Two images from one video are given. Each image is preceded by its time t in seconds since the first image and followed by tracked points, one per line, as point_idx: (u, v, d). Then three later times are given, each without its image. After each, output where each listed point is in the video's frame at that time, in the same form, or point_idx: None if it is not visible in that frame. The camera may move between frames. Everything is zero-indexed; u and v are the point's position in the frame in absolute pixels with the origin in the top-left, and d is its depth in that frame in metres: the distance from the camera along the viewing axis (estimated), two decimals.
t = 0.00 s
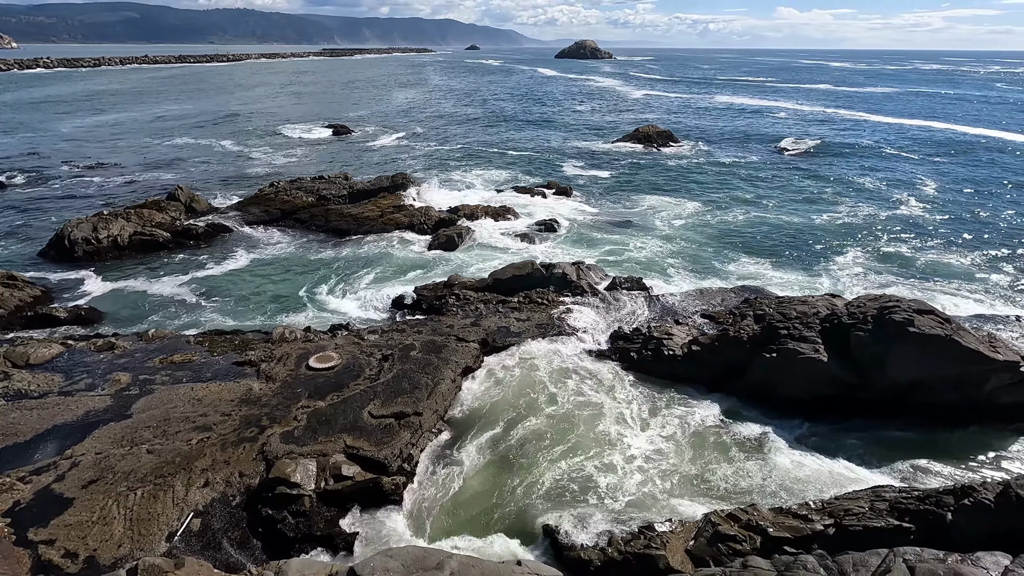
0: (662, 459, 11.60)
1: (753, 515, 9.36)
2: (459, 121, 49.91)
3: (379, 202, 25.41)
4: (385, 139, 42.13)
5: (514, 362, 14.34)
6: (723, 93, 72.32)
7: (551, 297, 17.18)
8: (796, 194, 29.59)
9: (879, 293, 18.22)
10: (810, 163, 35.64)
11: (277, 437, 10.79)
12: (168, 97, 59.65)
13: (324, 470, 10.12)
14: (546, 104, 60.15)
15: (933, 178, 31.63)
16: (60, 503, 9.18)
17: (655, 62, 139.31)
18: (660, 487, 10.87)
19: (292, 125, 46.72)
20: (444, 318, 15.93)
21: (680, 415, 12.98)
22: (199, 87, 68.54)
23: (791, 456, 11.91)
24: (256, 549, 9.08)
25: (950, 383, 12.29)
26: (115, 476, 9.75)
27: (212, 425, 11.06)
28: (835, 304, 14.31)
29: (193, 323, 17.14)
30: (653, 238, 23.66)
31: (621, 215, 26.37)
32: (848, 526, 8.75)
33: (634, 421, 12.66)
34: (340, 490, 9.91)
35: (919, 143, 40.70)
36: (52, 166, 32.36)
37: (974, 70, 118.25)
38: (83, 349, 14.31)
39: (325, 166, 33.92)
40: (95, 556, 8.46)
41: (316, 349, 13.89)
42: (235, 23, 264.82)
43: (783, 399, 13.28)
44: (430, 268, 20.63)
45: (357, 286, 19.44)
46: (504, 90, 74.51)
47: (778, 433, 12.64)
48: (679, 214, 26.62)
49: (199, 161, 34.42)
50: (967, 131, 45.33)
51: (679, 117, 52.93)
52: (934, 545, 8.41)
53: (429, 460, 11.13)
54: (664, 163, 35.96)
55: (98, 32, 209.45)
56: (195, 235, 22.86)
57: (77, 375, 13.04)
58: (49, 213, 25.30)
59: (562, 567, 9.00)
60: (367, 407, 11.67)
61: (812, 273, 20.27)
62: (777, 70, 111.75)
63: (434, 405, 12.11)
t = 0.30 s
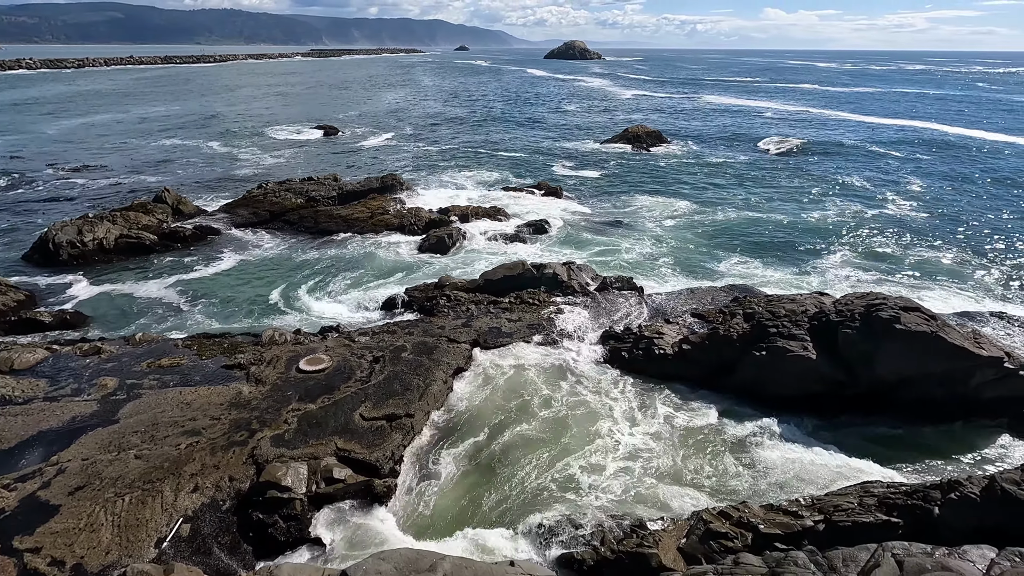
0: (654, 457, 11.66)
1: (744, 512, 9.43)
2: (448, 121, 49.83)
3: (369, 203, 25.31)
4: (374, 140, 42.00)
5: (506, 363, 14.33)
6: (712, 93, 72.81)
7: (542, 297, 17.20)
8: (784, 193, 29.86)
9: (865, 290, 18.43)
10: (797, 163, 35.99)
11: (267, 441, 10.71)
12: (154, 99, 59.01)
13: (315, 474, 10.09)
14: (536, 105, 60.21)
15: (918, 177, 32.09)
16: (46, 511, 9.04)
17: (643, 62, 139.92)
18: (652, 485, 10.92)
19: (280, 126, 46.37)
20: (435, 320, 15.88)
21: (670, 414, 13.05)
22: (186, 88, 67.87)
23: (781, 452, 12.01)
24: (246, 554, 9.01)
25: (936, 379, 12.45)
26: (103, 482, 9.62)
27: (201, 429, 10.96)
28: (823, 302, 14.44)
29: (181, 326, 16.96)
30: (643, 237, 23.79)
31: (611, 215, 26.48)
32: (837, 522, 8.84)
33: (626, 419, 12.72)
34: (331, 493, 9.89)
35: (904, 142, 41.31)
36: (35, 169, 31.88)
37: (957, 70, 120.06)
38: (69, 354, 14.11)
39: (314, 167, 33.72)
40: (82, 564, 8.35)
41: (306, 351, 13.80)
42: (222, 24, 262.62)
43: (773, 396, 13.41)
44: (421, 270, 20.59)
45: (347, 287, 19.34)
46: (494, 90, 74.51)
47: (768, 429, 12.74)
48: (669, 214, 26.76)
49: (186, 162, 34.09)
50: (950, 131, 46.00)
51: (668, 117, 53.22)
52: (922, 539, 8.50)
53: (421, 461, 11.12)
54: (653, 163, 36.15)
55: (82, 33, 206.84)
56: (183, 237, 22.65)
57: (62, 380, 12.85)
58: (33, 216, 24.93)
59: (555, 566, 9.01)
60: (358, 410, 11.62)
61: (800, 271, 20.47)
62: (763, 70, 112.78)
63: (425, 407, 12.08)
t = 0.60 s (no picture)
0: (646, 455, 11.70)
1: (737, 509, 9.49)
2: (440, 121, 49.72)
3: (360, 204, 25.21)
4: (365, 140, 41.83)
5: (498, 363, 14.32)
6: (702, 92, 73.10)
7: (535, 297, 17.18)
8: (773, 192, 30.06)
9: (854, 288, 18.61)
10: (787, 162, 36.24)
11: (259, 443, 10.64)
12: (142, 99, 58.44)
13: (308, 476, 10.08)
14: (527, 105, 60.21)
15: (907, 175, 32.44)
16: (34, 516, 8.92)
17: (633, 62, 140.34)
18: (646, 483, 10.97)
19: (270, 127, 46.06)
20: (428, 320, 15.83)
21: (664, 413, 13.09)
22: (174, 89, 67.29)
23: (772, 449, 12.10)
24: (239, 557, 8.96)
25: (923, 374, 12.58)
26: (92, 487, 9.51)
27: (192, 432, 10.86)
28: (813, 300, 14.53)
29: (170, 328, 16.79)
30: (635, 237, 23.89)
31: (603, 215, 26.54)
32: (829, 518, 8.91)
33: (619, 418, 12.77)
34: (324, 495, 9.89)
35: (892, 141, 41.75)
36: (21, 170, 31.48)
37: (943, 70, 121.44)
38: (56, 358, 13.92)
39: (305, 168, 33.53)
40: (72, 570, 8.26)
41: (298, 353, 13.72)
42: (210, 24, 260.58)
43: (764, 392, 13.54)
44: (413, 270, 20.56)
45: (339, 288, 19.24)
46: (485, 90, 74.43)
47: (760, 426, 12.84)
48: (661, 214, 26.85)
49: (175, 163, 33.77)
50: (937, 130, 46.48)
51: (659, 117, 53.41)
52: (911, 534, 8.61)
53: (414, 462, 11.12)
54: (644, 163, 36.26)
55: (68, 32, 204.55)
56: (172, 239, 22.44)
57: (50, 384, 12.68)
58: (19, 218, 24.61)
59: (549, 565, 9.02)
60: (351, 411, 11.57)
61: (790, 269, 20.62)
62: (752, 70, 113.46)
63: (418, 407, 12.05)
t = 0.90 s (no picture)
0: (641, 454, 11.73)
1: (731, 507, 9.54)
2: (432, 121, 49.62)
3: (353, 204, 25.15)
4: (358, 140, 41.68)
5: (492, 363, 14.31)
6: (694, 92, 73.34)
7: (528, 297, 17.18)
8: (764, 191, 30.21)
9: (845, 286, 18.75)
10: (779, 161, 36.42)
11: (252, 445, 10.60)
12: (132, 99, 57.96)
13: (302, 477, 10.07)
14: (520, 105, 60.22)
15: (898, 174, 32.68)
16: (24, 521, 8.82)
17: (625, 62, 140.58)
18: (639, 482, 11.00)
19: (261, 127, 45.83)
20: (422, 321, 15.80)
21: (658, 411, 13.13)
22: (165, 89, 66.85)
23: (765, 446, 12.17)
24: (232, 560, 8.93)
25: (915, 371, 12.69)
26: (82, 491, 9.43)
27: (184, 434, 10.80)
28: (805, 298, 14.59)
29: (161, 330, 16.65)
30: (629, 237, 23.92)
31: (596, 215, 26.59)
32: (822, 514, 8.97)
33: (613, 417, 12.81)
34: (318, 496, 9.90)
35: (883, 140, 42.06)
36: (8, 171, 31.14)
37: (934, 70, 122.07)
38: (46, 361, 13.78)
39: (297, 168, 33.38)
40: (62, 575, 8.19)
41: (290, 354, 13.65)
42: (200, 23, 259.03)
43: (757, 389, 13.68)
44: (407, 271, 20.58)
45: (332, 288, 19.18)
46: (478, 90, 74.36)
47: (753, 423, 12.95)
48: (653, 213, 26.95)
49: (165, 164, 33.51)
50: (927, 129, 46.84)
51: (651, 117, 53.60)
52: (903, 529, 8.70)
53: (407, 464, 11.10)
54: (636, 162, 36.34)
55: (56, 32, 202.50)
56: (163, 239, 22.28)
57: (39, 387, 12.56)
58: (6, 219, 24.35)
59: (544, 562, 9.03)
60: (344, 412, 11.53)
61: (781, 268, 20.74)
62: (743, 70, 113.99)
63: (412, 408, 12.02)
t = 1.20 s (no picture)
0: (635, 454, 11.74)
1: (725, 505, 9.59)
2: (425, 121, 49.51)
3: (346, 204, 25.06)
4: (350, 140, 41.52)
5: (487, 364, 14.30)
6: (687, 92, 73.59)
7: (522, 297, 17.18)
8: (757, 190, 30.35)
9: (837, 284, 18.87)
10: (771, 160, 36.60)
11: (245, 446, 10.54)
12: (122, 99, 57.46)
13: (296, 479, 10.02)
14: (513, 104, 60.22)
15: (889, 173, 32.91)
16: (14, 526, 8.72)
17: (618, 62, 140.71)
18: (634, 481, 11.02)
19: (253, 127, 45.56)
20: (416, 321, 15.75)
21: (653, 413, 13.10)
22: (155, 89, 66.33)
23: (760, 445, 12.21)
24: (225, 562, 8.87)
25: (907, 367, 12.77)
26: (74, 495, 9.34)
27: (177, 437, 10.72)
28: (798, 296, 14.65)
29: (153, 331, 16.52)
30: (624, 237, 23.93)
31: (590, 214, 26.61)
32: (815, 512, 9.03)
33: (608, 416, 12.83)
34: (313, 498, 9.86)
35: (875, 139, 42.34)
36: None
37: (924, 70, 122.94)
38: (35, 364, 13.65)
39: (289, 169, 33.22)
40: None
41: (283, 355, 13.57)
42: (191, 23, 257.36)
43: (751, 387, 13.74)
44: (401, 272, 20.57)
45: (326, 289, 19.11)
46: (472, 90, 74.23)
47: (747, 421, 13.00)
48: (647, 213, 27.02)
49: (156, 164, 33.27)
50: (917, 129, 47.19)
51: (644, 117, 53.73)
52: (895, 525, 8.76)
53: (402, 465, 11.07)
54: (630, 162, 36.43)
55: (45, 31, 200.44)
56: (154, 240, 22.12)
57: (29, 390, 12.44)
58: None
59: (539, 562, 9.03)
60: (338, 414, 11.48)
61: (774, 267, 20.85)
62: (734, 70, 114.45)
63: (407, 408, 11.98)
